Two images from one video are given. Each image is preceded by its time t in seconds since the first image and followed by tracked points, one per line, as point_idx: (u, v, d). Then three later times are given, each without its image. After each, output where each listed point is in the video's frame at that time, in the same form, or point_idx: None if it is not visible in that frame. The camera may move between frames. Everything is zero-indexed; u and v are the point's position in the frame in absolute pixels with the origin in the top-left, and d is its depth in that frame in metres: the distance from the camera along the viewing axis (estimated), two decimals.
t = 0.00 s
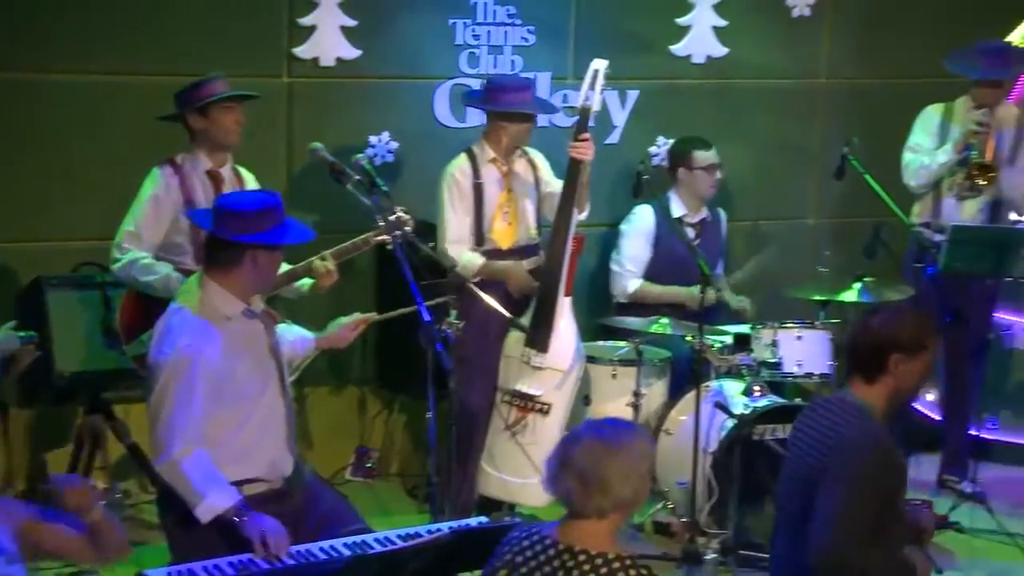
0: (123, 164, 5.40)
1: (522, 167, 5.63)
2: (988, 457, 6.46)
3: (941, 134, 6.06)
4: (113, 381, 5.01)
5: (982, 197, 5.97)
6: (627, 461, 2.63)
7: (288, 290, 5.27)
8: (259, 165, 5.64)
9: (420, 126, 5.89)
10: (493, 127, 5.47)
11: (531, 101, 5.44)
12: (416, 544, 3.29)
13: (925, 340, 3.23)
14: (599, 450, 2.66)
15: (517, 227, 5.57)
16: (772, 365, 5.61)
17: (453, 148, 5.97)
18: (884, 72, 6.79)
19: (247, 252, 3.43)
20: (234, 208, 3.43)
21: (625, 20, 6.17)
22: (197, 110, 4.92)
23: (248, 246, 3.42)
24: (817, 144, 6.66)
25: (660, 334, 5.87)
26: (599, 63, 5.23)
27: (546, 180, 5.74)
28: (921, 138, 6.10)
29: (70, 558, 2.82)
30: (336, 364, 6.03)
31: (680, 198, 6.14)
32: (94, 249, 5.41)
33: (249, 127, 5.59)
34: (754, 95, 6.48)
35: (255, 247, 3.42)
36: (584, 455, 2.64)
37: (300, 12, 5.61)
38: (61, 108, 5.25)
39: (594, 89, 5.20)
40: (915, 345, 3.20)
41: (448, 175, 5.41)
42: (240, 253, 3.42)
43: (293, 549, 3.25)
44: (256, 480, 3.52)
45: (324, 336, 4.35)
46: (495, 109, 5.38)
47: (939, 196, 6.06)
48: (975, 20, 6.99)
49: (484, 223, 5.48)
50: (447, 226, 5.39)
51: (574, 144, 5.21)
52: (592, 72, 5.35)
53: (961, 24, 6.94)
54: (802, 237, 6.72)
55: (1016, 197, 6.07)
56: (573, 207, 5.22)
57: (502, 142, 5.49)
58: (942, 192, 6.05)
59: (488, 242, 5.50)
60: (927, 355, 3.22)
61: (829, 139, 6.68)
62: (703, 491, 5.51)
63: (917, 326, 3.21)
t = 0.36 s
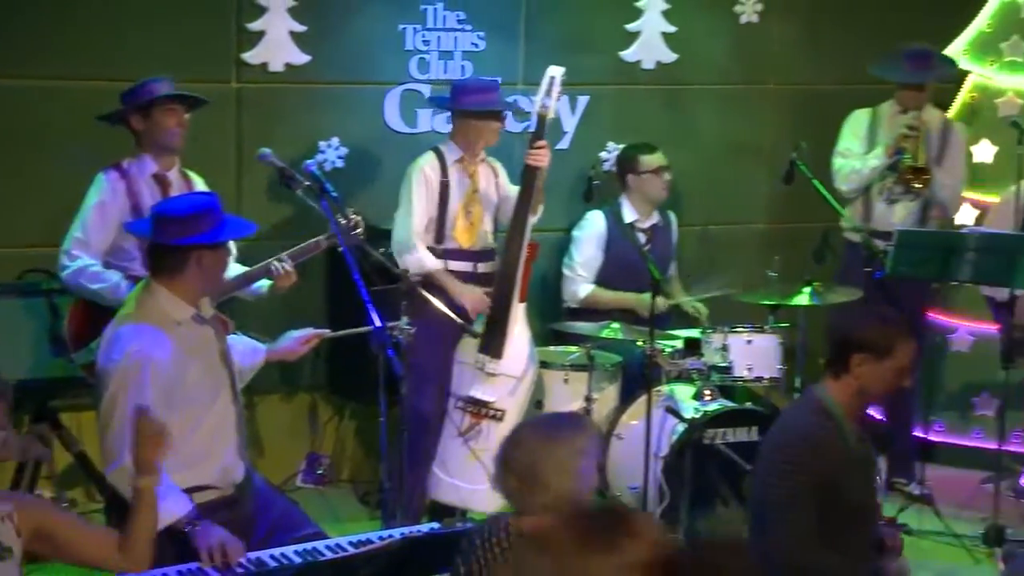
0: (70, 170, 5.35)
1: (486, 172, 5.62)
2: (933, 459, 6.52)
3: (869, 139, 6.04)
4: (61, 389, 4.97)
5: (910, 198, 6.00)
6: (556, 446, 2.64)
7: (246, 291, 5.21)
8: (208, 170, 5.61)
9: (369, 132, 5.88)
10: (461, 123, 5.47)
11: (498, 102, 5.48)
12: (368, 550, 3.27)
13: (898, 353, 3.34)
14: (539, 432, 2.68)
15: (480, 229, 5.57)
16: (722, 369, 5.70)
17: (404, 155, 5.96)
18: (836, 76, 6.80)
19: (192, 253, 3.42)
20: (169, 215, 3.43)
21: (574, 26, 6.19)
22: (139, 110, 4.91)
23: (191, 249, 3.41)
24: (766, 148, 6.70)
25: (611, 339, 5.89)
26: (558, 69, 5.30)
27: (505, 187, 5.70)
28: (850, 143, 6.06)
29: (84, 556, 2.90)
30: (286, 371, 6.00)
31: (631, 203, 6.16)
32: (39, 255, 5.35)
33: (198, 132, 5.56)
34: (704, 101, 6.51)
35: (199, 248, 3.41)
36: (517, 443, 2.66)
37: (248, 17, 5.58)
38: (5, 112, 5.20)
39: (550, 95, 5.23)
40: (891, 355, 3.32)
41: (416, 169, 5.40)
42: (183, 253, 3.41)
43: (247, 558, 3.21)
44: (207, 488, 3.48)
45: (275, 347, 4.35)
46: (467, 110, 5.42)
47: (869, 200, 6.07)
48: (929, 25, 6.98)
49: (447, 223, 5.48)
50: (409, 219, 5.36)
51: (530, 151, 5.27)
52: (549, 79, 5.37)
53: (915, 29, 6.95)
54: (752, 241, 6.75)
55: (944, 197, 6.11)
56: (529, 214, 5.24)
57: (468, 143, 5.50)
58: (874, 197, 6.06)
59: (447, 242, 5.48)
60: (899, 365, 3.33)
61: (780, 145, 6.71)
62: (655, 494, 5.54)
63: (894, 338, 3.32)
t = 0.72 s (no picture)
0: (16, 172, 5.29)
1: (449, 177, 5.56)
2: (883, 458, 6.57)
3: (797, 143, 6.13)
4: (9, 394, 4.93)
5: (840, 198, 6.03)
6: (517, 437, 2.82)
7: (202, 293, 5.18)
8: (157, 172, 5.56)
9: (321, 134, 5.85)
10: (432, 125, 5.44)
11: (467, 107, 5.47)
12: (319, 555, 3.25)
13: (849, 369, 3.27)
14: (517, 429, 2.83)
15: (440, 229, 5.52)
16: (675, 371, 5.67)
17: (356, 157, 5.94)
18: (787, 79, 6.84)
19: (152, 265, 3.39)
20: (140, 222, 3.37)
21: (524, 28, 6.20)
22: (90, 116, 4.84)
23: (151, 259, 3.37)
24: (716, 152, 6.72)
25: (564, 340, 5.94)
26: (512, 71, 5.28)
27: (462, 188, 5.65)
28: (778, 147, 6.15)
29: None
30: (237, 374, 5.95)
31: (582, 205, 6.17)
32: None
33: (146, 133, 5.51)
34: (656, 103, 6.53)
35: (161, 261, 3.38)
36: (488, 432, 2.83)
37: (197, 18, 5.55)
38: None
39: (504, 97, 5.24)
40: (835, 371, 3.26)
41: (382, 169, 5.32)
42: (147, 264, 3.38)
43: (197, 564, 3.20)
44: (156, 494, 3.46)
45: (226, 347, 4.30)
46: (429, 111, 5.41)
47: (798, 203, 6.09)
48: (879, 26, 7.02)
49: (406, 226, 5.41)
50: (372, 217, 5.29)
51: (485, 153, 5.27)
52: (502, 81, 5.37)
53: (867, 31, 6.97)
54: (703, 242, 6.77)
55: (875, 198, 6.12)
56: (484, 217, 5.27)
57: (430, 143, 5.46)
58: (804, 199, 6.07)
59: (407, 241, 5.42)
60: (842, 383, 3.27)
61: (731, 147, 6.74)
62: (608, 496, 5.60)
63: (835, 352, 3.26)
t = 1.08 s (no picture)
0: None
1: (404, 180, 5.55)
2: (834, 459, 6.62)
3: (736, 147, 6.16)
4: None
5: (783, 200, 6.07)
6: (482, 436, 2.92)
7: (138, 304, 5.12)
8: (106, 176, 5.51)
9: (273, 138, 5.83)
10: (387, 130, 5.43)
11: (420, 109, 5.44)
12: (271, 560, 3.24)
13: (739, 367, 3.46)
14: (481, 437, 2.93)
15: (397, 231, 5.52)
16: (627, 373, 5.81)
17: (309, 160, 5.93)
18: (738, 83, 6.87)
19: (87, 262, 3.37)
20: (65, 221, 3.37)
21: (477, 32, 6.20)
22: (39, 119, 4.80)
23: (87, 257, 3.36)
24: (667, 156, 6.75)
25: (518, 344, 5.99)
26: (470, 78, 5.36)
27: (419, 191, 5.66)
28: (716, 152, 6.19)
29: None
30: (189, 379, 5.90)
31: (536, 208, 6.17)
32: None
33: (94, 138, 5.47)
34: (609, 106, 6.55)
35: (94, 255, 3.36)
36: (454, 431, 2.93)
37: (146, 21, 5.51)
38: None
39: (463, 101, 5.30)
40: (718, 369, 3.47)
41: (335, 173, 5.30)
42: (80, 262, 3.36)
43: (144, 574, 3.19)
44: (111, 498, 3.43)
45: (177, 358, 4.27)
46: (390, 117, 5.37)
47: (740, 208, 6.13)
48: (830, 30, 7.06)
49: (362, 230, 5.42)
50: (330, 223, 5.29)
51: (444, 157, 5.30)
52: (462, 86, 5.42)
53: (820, 35, 6.99)
54: (657, 246, 6.80)
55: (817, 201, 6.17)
56: (439, 221, 5.27)
57: (387, 147, 5.45)
58: (746, 203, 6.10)
59: (363, 244, 5.43)
60: (722, 380, 3.47)
61: (683, 150, 6.78)
62: (563, 499, 5.69)
63: (717, 350, 3.46)
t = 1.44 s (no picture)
0: None
1: (356, 189, 5.57)
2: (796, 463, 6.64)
3: (695, 155, 6.19)
4: None
5: (743, 206, 6.09)
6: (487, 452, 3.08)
7: (95, 312, 5.00)
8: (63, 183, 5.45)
9: (232, 144, 5.80)
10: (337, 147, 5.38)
11: (377, 124, 5.38)
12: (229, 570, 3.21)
13: (645, 375, 3.42)
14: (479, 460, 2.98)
15: (353, 244, 5.52)
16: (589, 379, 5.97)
17: (269, 166, 5.92)
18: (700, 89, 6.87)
19: (59, 277, 3.34)
20: (42, 233, 3.34)
21: (438, 39, 6.18)
22: None
23: (58, 271, 3.34)
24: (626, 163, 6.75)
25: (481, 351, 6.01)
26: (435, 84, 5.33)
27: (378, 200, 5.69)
28: (677, 158, 6.21)
29: None
30: (148, 387, 5.83)
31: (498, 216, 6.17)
32: None
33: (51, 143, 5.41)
34: (570, 112, 6.55)
35: (64, 270, 3.34)
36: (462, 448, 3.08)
37: (104, 26, 5.46)
38: None
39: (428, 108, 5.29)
40: (623, 376, 3.43)
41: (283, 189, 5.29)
42: (50, 275, 3.33)
43: None
44: (63, 509, 3.39)
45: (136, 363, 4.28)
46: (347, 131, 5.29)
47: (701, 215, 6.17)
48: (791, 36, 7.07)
49: (316, 243, 5.41)
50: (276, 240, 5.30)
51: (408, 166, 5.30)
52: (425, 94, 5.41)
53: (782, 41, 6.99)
54: (618, 252, 6.80)
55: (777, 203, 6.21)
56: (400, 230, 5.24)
57: (340, 162, 5.41)
58: (706, 210, 6.13)
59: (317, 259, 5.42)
60: (627, 387, 3.43)
61: (645, 157, 6.79)
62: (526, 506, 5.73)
63: (621, 356, 3.44)
